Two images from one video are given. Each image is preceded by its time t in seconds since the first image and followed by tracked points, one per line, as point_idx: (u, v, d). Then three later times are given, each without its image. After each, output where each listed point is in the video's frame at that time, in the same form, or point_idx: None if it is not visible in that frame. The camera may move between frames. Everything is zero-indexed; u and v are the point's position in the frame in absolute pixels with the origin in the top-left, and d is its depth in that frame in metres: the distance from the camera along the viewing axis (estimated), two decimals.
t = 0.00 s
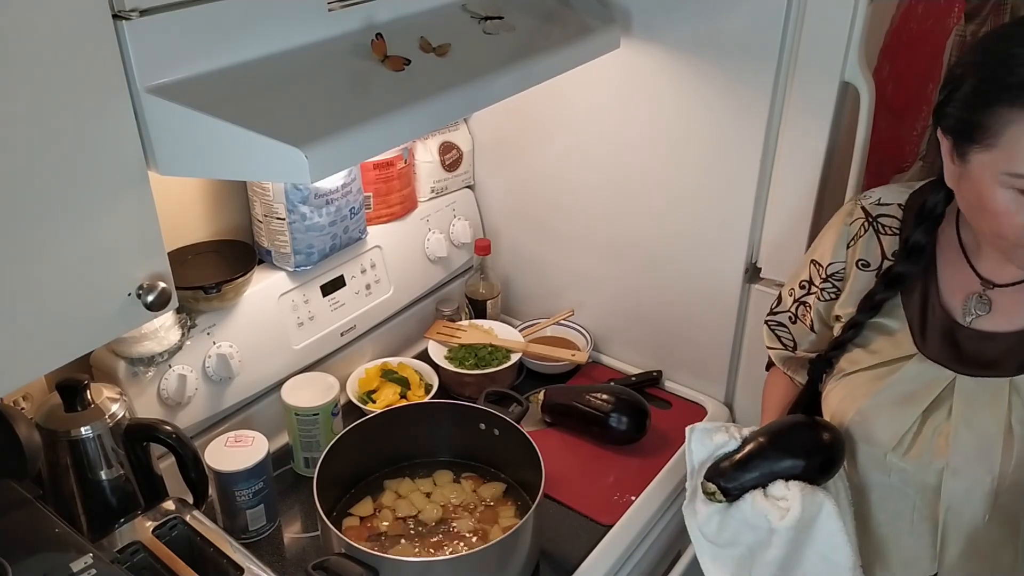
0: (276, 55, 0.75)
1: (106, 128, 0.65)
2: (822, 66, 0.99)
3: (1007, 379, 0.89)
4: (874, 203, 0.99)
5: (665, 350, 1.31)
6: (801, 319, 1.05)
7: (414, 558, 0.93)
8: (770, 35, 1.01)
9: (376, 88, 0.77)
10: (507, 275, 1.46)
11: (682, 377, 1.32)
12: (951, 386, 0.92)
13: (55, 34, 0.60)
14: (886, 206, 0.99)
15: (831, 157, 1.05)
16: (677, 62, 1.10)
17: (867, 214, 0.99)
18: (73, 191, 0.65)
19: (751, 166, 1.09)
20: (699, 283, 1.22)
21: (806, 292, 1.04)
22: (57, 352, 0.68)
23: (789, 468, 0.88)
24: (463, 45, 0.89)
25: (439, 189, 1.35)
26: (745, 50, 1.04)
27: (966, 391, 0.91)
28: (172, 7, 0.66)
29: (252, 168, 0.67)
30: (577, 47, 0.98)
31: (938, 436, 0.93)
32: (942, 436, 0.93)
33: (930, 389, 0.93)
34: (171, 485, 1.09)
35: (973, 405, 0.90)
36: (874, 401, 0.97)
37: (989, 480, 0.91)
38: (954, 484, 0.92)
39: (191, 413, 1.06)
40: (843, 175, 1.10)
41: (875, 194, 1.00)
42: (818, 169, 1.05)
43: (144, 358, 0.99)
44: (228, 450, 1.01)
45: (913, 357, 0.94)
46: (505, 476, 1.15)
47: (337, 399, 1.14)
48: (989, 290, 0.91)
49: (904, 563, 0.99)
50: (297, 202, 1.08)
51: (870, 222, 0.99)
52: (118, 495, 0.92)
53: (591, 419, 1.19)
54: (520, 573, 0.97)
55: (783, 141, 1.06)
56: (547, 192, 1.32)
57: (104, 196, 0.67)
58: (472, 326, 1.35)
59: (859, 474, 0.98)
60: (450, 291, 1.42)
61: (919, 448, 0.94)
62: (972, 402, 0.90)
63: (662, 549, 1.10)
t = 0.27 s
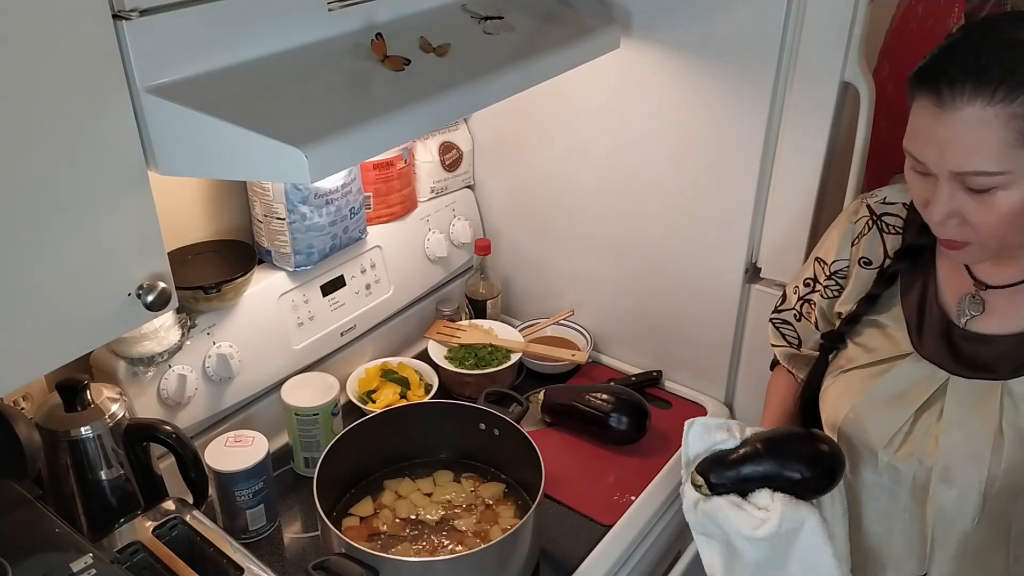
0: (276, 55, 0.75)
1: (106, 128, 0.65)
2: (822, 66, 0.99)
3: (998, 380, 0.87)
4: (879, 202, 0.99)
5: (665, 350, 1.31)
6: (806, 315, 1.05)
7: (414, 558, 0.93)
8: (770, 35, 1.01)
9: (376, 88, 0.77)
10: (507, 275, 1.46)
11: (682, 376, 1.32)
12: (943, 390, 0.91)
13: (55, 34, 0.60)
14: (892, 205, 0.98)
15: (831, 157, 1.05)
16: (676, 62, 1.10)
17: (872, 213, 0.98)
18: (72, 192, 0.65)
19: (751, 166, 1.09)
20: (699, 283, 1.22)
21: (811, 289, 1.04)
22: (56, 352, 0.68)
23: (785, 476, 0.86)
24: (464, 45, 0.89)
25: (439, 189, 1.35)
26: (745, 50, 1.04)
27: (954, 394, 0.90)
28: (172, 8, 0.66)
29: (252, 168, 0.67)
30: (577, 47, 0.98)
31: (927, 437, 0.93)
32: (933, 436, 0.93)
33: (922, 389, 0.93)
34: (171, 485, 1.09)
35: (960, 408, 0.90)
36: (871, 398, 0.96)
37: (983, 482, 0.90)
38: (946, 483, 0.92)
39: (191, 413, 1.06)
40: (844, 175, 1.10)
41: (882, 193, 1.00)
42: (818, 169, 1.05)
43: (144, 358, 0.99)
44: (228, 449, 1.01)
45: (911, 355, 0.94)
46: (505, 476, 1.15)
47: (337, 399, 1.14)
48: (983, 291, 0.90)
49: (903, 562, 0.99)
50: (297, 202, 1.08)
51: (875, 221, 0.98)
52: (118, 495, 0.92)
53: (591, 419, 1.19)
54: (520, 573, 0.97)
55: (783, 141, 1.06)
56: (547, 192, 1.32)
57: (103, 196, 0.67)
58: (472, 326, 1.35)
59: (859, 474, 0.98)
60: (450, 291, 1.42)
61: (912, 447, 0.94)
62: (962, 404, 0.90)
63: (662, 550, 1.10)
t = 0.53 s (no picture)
0: (276, 55, 0.75)
1: (106, 127, 0.65)
2: (822, 66, 0.99)
3: (973, 377, 0.86)
4: (898, 194, 1.00)
5: (665, 350, 1.31)
6: (823, 309, 1.06)
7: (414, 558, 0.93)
8: (770, 35, 1.01)
9: (376, 88, 0.77)
10: (507, 275, 1.46)
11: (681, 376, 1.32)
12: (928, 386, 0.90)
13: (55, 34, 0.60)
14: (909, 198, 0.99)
15: (830, 157, 1.05)
16: (676, 62, 1.10)
17: (889, 204, 1.00)
18: (72, 192, 0.65)
19: (751, 166, 1.09)
20: (699, 283, 1.22)
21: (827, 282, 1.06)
22: (56, 352, 0.68)
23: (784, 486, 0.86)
24: (464, 45, 0.89)
25: (439, 189, 1.35)
26: (745, 50, 1.04)
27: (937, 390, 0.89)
28: (173, 8, 0.66)
29: (252, 168, 0.67)
30: (576, 46, 0.98)
31: (907, 431, 0.93)
32: (913, 428, 0.92)
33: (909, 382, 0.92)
34: (171, 485, 1.09)
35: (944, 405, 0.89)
36: (861, 387, 0.96)
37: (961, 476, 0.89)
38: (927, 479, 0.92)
39: (191, 413, 1.06)
40: (843, 175, 1.10)
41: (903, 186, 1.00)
42: (818, 168, 1.05)
43: (144, 358, 0.99)
44: (228, 449, 1.01)
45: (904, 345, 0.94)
46: (505, 476, 1.15)
47: (337, 399, 1.14)
48: (975, 285, 0.89)
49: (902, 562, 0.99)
50: (297, 202, 1.08)
51: (890, 212, 0.99)
52: (118, 495, 0.92)
53: (591, 419, 1.19)
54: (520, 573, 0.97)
55: (783, 141, 1.06)
56: (546, 191, 1.32)
57: (103, 196, 0.67)
58: (472, 326, 1.35)
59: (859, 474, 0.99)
60: (450, 291, 1.42)
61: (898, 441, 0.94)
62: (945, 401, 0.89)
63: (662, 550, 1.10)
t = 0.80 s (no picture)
0: (276, 55, 0.75)
1: (105, 127, 0.65)
2: (822, 66, 0.99)
3: (943, 365, 0.86)
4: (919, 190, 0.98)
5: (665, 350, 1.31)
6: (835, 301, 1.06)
7: (414, 558, 0.93)
8: (770, 35, 1.01)
9: (376, 88, 0.77)
10: (507, 275, 1.46)
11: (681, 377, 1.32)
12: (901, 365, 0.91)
13: (55, 35, 0.60)
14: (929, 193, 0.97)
15: (830, 157, 1.05)
16: (676, 63, 1.10)
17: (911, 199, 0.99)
18: (72, 193, 0.65)
19: (751, 166, 1.09)
20: (699, 283, 1.22)
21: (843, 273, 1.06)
22: (56, 352, 0.68)
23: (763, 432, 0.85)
24: (464, 45, 0.89)
25: (439, 189, 1.35)
26: (745, 50, 1.04)
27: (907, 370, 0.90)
28: (173, 8, 0.66)
29: (252, 169, 0.67)
30: (576, 46, 0.98)
31: (872, 411, 0.93)
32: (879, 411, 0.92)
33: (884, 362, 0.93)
34: (171, 485, 1.09)
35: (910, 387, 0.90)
36: (840, 364, 0.98)
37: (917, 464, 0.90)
38: (884, 462, 0.92)
39: (191, 413, 1.06)
40: (843, 175, 1.10)
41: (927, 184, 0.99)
42: (818, 167, 1.05)
43: (144, 358, 0.99)
44: (228, 450, 1.01)
45: (890, 328, 0.95)
46: (505, 476, 1.15)
47: (337, 399, 1.14)
48: (963, 277, 0.89)
49: (900, 561, 0.99)
50: (297, 202, 1.08)
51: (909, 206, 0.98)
52: (118, 495, 0.92)
53: (590, 420, 1.19)
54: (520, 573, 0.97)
55: (783, 141, 1.06)
56: (546, 191, 1.32)
57: (103, 197, 0.67)
58: (472, 326, 1.35)
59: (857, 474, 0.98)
60: (450, 291, 1.42)
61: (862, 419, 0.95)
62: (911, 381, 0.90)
63: (662, 550, 1.10)
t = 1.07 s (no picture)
0: (276, 55, 0.75)
1: (106, 127, 0.65)
2: (822, 66, 0.99)
3: (925, 354, 0.86)
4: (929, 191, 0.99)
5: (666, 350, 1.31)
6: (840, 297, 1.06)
7: (414, 558, 0.93)
8: (770, 35, 1.01)
9: (376, 88, 0.77)
10: (507, 275, 1.46)
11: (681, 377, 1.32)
12: (889, 352, 0.91)
13: (56, 35, 0.60)
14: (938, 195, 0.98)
15: (830, 157, 1.05)
16: (675, 63, 1.10)
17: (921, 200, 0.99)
18: (72, 193, 0.65)
19: (751, 165, 1.09)
20: (699, 283, 1.22)
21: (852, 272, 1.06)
22: (57, 352, 0.68)
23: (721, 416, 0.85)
24: (464, 45, 0.89)
25: (439, 189, 1.35)
26: (745, 50, 1.04)
27: (895, 356, 0.90)
28: (173, 9, 0.66)
29: (253, 169, 0.67)
30: (577, 46, 0.98)
31: (859, 397, 0.94)
32: (865, 395, 0.93)
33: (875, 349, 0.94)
34: (171, 485, 1.09)
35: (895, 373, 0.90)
36: (834, 351, 0.98)
37: (894, 453, 0.89)
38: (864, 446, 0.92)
39: (191, 413, 1.06)
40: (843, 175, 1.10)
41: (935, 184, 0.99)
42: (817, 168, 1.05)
43: (144, 358, 0.99)
44: (228, 450, 1.01)
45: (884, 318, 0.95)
46: (505, 476, 1.15)
47: (337, 399, 1.14)
48: (961, 273, 0.89)
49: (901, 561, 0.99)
50: (297, 201, 1.08)
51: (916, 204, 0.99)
52: (118, 495, 0.92)
53: (590, 420, 1.19)
54: (520, 573, 0.97)
55: (783, 140, 1.06)
56: (546, 191, 1.32)
57: (103, 196, 0.67)
58: (472, 326, 1.35)
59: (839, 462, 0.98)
60: (450, 291, 1.42)
61: (847, 406, 0.95)
62: (896, 367, 0.90)
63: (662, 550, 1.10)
